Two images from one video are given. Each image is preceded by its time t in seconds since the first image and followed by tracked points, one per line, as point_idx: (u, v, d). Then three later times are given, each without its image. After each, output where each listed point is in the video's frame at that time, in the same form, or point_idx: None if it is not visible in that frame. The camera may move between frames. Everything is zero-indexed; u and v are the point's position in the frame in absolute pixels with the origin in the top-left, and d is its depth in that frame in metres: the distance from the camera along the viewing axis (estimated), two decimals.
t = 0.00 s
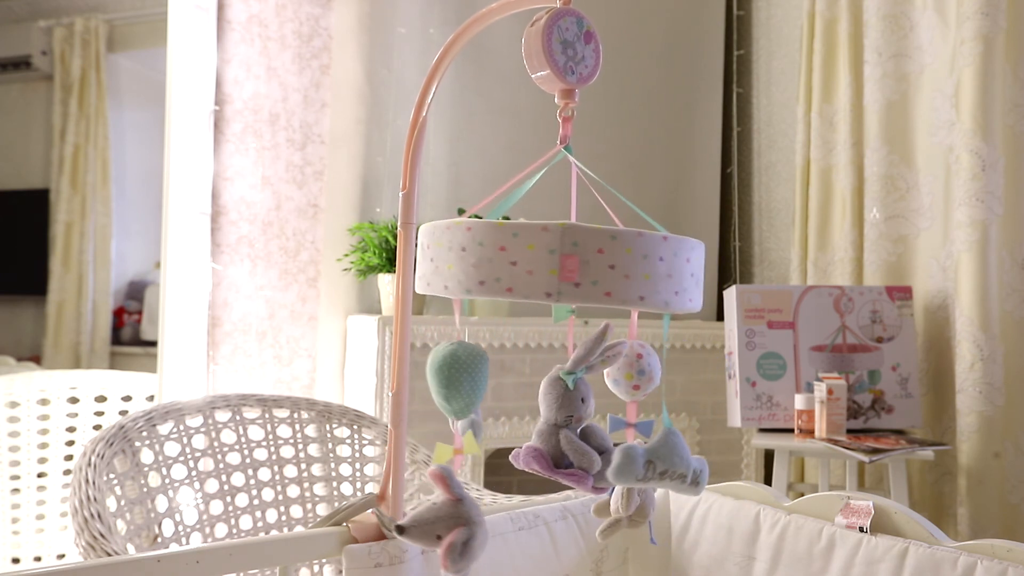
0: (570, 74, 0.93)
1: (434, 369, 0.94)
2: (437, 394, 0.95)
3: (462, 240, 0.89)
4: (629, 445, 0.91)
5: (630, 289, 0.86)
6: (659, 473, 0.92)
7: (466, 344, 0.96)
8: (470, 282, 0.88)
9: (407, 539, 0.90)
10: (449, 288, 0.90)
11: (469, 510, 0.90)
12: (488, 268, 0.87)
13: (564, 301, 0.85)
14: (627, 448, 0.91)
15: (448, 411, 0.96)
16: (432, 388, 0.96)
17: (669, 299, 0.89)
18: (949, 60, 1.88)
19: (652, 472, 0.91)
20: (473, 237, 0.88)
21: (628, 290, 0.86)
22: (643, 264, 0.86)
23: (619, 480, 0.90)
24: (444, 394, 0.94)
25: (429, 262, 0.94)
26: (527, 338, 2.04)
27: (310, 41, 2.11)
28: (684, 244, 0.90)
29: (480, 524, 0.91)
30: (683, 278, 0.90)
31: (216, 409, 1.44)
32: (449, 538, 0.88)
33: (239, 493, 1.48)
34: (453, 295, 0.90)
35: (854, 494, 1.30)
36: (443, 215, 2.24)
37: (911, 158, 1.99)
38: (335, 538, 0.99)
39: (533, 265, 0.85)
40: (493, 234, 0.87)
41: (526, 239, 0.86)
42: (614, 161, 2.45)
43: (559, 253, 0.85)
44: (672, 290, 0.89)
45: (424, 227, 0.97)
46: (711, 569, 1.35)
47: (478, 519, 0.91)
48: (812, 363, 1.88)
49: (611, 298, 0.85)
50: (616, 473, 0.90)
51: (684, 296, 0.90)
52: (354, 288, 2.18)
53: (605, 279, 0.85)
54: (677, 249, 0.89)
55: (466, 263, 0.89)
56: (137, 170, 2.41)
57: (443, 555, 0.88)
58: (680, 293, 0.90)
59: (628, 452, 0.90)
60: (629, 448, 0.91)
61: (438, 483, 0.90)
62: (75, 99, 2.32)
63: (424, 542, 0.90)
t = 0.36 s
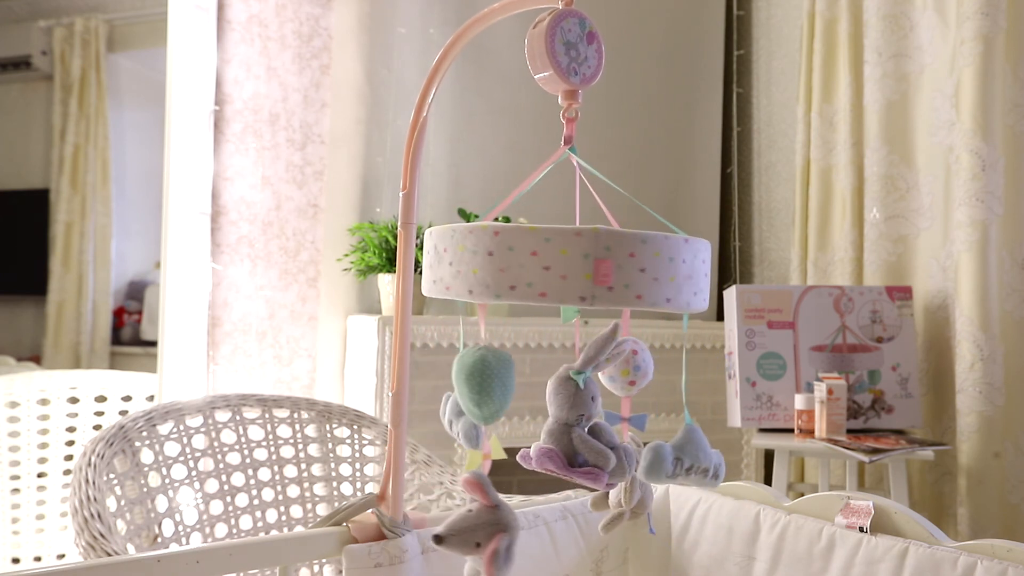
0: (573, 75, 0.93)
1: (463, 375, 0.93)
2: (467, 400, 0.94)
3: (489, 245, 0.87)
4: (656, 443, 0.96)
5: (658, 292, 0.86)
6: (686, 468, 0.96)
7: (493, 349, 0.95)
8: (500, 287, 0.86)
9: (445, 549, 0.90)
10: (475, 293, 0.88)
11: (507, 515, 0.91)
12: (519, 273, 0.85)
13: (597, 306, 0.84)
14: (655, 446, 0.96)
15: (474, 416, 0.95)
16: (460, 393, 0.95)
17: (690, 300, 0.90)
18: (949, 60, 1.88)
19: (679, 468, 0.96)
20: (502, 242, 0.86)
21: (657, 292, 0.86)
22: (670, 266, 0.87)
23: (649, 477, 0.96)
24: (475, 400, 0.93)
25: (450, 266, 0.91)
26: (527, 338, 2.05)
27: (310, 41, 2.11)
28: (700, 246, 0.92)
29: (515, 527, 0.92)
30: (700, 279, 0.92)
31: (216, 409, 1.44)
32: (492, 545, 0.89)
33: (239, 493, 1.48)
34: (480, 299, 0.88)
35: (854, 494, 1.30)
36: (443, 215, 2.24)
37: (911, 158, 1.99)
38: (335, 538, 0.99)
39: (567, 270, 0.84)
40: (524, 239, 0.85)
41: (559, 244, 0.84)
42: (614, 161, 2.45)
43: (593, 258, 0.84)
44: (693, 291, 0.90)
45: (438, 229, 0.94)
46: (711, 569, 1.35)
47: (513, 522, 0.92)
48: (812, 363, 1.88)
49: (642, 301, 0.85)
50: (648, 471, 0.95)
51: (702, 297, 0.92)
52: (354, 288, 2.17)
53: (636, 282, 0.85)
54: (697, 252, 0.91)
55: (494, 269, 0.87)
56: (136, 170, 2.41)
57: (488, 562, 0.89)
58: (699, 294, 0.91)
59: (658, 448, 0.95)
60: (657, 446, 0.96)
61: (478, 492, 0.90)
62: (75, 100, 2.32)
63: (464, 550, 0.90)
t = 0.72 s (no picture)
0: (572, 75, 0.93)
1: (481, 373, 0.93)
2: (483, 400, 0.94)
3: (507, 242, 0.85)
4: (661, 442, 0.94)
5: (674, 292, 0.87)
6: (693, 464, 0.96)
7: (503, 348, 0.96)
8: (518, 284, 0.84)
9: (468, 553, 0.87)
10: (491, 290, 0.85)
11: (527, 516, 0.89)
12: (539, 271, 0.84)
13: (619, 305, 0.84)
14: (661, 447, 0.94)
15: (490, 417, 0.95)
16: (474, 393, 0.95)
17: (697, 300, 0.92)
18: (949, 60, 1.89)
19: (685, 466, 0.95)
20: (522, 239, 0.84)
21: (672, 292, 0.87)
22: (682, 266, 0.88)
23: (658, 478, 0.95)
24: (493, 400, 0.93)
25: (461, 263, 0.88)
26: (527, 338, 2.05)
27: (310, 41, 2.11)
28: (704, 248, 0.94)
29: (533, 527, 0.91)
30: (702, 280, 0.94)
31: (216, 409, 1.44)
32: (516, 548, 0.88)
33: (239, 493, 1.48)
34: (495, 297, 0.85)
35: (854, 494, 1.30)
36: (443, 215, 2.24)
37: (911, 158, 1.99)
38: (335, 538, 0.99)
39: (590, 268, 0.83)
40: (546, 236, 0.84)
41: (582, 242, 0.84)
42: (614, 161, 2.46)
43: (615, 257, 0.84)
44: (699, 291, 0.92)
45: (443, 225, 0.91)
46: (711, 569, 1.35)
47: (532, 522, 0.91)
48: (812, 363, 1.88)
49: (659, 300, 0.86)
50: (657, 473, 0.94)
51: (705, 297, 0.94)
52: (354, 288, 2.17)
53: (654, 281, 0.86)
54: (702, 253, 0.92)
55: (512, 266, 0.85)
56: (136, 170, 2.41)
57: (513, 565, 0.87)
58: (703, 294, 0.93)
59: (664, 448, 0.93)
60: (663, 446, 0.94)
61: (502, 494, 0.88)
62: (75, 99, 2.32)
63: (486, 554, 0.87)
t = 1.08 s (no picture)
0: (569, 74, 0.92)
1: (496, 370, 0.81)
2: (499, 398, 0.81)
3: (524, 237, 0.80)
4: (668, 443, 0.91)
5: (684, 292, 0.85)
6: (694, 464, 0.92)
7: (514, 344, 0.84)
8: (536, 281, 0.80)
9: (485, 556, 0.79)
10: (507, 287, 0.80)
11: (544, 518, 0.83)
12: (558, 267, 0.79)
13: (637, 303, 0.81)
14: (666, 447, 0.90)
15: (503, 418, 0.82)
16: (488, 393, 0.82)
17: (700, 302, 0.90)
18: (949, 60, 1.88)
19: (691, 466, 0.91)
20: (541, 234, 0.80)
21: (682, 292, 0.85)
22: (691, 267, 0.87)
23: (666, 478, 0.90)
24: (510, 398, 0.81)
25: (471, 258, 0.82)
26: (527, 338, 2.05)
27: (310, 41, 2.11)
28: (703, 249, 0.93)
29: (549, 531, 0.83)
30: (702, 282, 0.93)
31: (216, 409, 1.44)
32: (535, 550, 0.80)
33: (239, 493, 1.48)
34: (510, 294, 0.80)
35: (854, 494, 1.30)
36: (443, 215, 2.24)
37: (911, 158, 1.99)
38: (335, 538, 0.99)
39: (609, 266, 0.80)
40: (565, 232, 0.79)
41: (603, 239, 0.80)
42: (615, 161, 2.45)
43: (635, 255, 0.80)
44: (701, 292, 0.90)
45: (450, 219, 0.85)
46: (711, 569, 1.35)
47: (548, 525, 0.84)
48: (812, 363, 1.88)
49: (672, 300, 0.84)
50: (664, 474, 0.90)
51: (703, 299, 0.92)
52: (354, 288, 2.17)
53: (669, 281, 0.83)
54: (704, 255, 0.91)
55: (528, 262, 0.80)
56: (137, 170, 2.41)
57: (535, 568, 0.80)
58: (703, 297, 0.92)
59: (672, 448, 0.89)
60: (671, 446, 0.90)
61: (518, 493, 0.81)
62: (75, 99, 2.32)
63: (503, 557, 0.80)
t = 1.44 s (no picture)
0: (571, 74, 0.92)
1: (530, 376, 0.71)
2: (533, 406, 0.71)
3: (554, 241, 0.77)
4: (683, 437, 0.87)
5: (699, 293, 0.86)
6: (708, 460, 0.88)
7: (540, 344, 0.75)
8: (566, 286, 0.77)
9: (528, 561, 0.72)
10: (537, 291, 0.77)
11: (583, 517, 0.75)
12: (589, 271, 0.78)
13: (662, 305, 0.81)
14: (682, 443, 0.86)
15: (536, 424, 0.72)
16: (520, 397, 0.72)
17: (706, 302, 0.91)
18: (949, 60, 1.88)
19: (706, 462, 0.88)
20: (571, 238, 0.77)
21: (698, 293, 0.86)
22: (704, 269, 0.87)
23: (684, 475, 0.87)
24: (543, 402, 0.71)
25: (496, 262, 0.79)
26: (527, 337, 2.05)
27: (310, 41, 2.11)
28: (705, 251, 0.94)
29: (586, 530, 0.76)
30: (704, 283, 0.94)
31: (216, 409, 1.44)
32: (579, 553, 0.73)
33: (239, 493, 1.48)
34: (539, 299, 0.78)
35: (854, 494, 1.30)
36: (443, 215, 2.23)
37: (911, 158, 1.99)
38: (334, 538, 0.99)
39: (638, 269, 0.79)
40: (596, 237, 0.78)
41: (631, 243, 0.79)
42: (615, 161, 2.45)
43: (660, 259, 0.80)
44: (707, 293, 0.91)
45: (470, 221, 0.81)
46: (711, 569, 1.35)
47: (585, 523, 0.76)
48: (812, 363, 1.88)
49: (691, 302, 0.84)
50: (681, 472, 0.86)
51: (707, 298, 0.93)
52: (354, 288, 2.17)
53: (688, 283, 0.83)
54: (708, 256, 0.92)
55: (557, 266, 0.77)
56: (137, 170, 2.42)
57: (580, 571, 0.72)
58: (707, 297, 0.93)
59: (690, 443, 0.86)
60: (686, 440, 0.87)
61: (556, 496, 0.73)
62: (75, 99, 2.32)
63: (545, 562, 0.73)
